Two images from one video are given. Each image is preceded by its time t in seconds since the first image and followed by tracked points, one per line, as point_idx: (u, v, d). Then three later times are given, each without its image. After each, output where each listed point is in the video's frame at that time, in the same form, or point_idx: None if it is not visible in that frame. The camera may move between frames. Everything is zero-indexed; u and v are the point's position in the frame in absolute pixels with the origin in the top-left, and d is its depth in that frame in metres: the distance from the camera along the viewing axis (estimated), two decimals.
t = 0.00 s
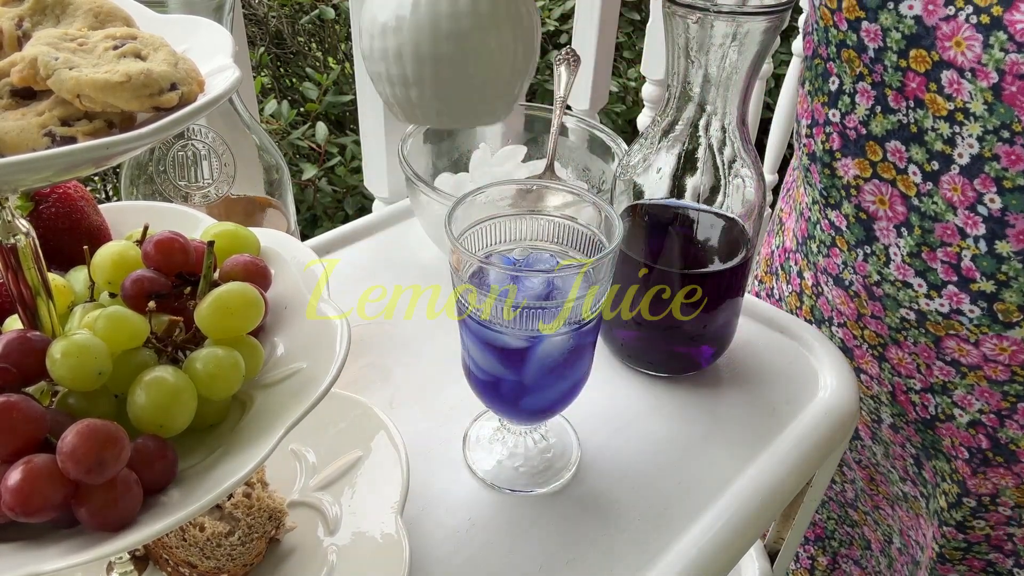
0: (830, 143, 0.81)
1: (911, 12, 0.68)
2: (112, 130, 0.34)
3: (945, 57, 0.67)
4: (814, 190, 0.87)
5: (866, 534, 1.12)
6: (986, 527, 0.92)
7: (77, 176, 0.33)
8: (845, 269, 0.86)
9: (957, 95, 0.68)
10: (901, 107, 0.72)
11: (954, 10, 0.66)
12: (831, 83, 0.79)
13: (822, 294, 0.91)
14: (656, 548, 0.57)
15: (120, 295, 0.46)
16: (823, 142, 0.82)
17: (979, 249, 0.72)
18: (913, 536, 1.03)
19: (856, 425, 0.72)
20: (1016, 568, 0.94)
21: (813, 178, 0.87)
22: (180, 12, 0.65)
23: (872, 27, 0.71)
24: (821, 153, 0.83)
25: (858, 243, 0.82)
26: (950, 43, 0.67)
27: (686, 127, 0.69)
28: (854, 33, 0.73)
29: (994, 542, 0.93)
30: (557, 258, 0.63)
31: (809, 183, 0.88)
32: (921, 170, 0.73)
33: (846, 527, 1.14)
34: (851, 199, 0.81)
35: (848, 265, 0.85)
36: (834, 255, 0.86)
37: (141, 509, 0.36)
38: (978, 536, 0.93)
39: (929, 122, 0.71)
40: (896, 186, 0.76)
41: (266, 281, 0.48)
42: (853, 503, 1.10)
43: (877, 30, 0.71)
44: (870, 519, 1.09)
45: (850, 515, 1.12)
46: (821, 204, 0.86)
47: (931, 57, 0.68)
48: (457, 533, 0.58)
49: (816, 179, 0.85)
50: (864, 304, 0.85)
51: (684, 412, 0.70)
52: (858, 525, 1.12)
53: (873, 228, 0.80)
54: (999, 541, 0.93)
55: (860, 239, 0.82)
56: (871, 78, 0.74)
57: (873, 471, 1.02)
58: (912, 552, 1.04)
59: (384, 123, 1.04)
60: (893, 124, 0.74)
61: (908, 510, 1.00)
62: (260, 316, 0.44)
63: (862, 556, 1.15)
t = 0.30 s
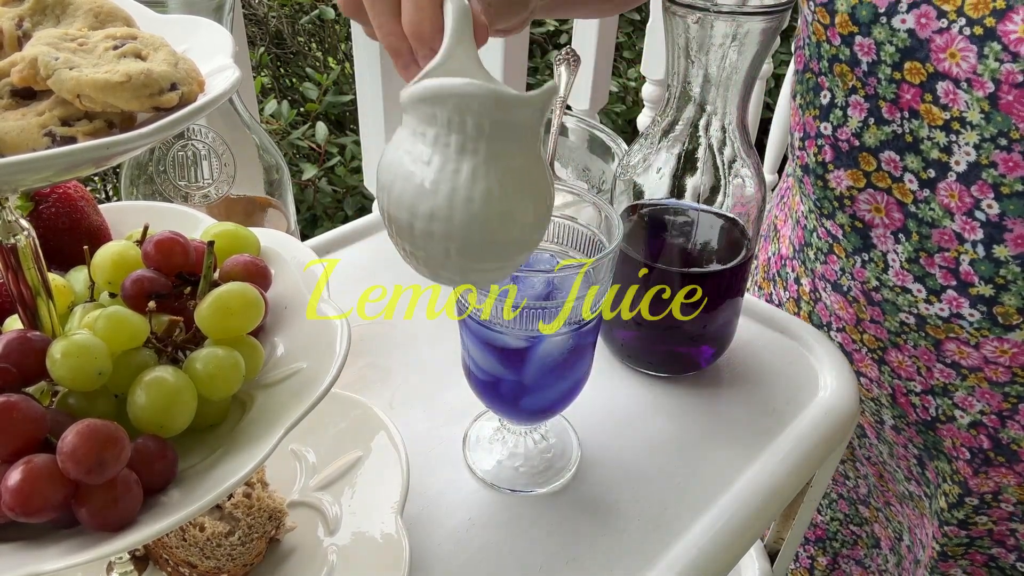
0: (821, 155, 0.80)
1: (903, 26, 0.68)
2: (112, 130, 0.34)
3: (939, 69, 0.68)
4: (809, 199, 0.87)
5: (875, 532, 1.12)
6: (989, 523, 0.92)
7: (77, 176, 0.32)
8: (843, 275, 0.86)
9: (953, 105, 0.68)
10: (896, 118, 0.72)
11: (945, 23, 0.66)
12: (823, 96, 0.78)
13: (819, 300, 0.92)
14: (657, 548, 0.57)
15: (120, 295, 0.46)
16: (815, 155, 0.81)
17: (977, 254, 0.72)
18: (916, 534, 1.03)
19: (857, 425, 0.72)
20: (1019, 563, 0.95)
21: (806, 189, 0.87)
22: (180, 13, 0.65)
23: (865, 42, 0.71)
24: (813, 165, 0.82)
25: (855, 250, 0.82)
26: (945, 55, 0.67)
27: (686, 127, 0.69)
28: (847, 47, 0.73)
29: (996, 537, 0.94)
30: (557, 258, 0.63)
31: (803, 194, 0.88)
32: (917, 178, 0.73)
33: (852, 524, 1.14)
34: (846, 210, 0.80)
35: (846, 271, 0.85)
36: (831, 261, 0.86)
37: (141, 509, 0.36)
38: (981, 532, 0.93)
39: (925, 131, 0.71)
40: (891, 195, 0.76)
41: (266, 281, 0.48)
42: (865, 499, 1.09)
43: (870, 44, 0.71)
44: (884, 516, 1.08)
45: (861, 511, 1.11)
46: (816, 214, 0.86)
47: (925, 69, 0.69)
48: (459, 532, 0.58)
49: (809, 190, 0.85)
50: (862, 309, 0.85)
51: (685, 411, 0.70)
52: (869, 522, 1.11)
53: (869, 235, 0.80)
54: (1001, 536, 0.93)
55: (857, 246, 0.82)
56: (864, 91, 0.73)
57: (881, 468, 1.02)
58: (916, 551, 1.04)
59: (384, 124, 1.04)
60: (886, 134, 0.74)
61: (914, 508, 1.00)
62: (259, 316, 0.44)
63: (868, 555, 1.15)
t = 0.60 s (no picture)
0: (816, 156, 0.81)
1: (894, 29, 0.69)
2: (112, 130, 0.34)
3: (930, 72, 0.68)
4: (805, 200, 0.87)
5: (874, 532, 1.12)
6: (983, 519, 0.92)
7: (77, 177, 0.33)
8: (837, 275, 0.86)
9: (943, 107, 0.68)
10: (886, 121, 0.72)
11: (936, 26, 0.66)
12: (818, 99, 0.79)
13: (816, 299, 0.91)
14: (656, 547, 0.57)
15: (120, 295, 0.46)
16: (810, 156, 0.82)
17: (968, 254, 0.72)
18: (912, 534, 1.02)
19: (857, 425, 0.72)
20: (1012, 559, 0.94)
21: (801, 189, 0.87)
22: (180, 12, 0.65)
23: (857, 45, 0.71)
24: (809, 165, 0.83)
25: (849, 251, 0.82)
26: (934, 58, 0.67)
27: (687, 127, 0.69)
28: (839, 51, 0.73)
29: (989, 534, 0.94)
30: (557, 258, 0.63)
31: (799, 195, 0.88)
32: (907, 181, 0.73)
33: (852, 524, 1.14)
34: (839, 210, 0.81)
35: (840, 271, 0.85)
36: (825, 261, 0.87)
37: (142, 509, 0.36)
38: (974, 528, 0.93)
39: (914, 134, 0.71)
40: (883, 197, 0.76)
41: (266, 281, 0.48)
42: (864, 499, 1.10)
43: (862, 47, 0.71)
44: (881, 516, 1.08)
45: (857, 511, 1.12)
46: (811, 215, 0.86)
47: (916, 72, 0.68)
48: (458, 532, 0.58)
49: (805, 190, 0.86)
50: (858, 308, 0.85)
51: (684, 411, 0.70)
52: (868, 522, 1.11)
53: (863, 236, 0.80)
54: (994, 532, 0.93)
55: (851, 247, 0.82)
56: (856, 93, 0.73)
57: (879, 468, 1.02)
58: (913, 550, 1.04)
59: (384, 124, 1.04)
60: (877, 137, 0.74)
61: (911, 507, 1.00)
62: (259, 317, 0.44)
63: (868, 554, 1.15)
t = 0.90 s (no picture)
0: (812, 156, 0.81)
1: (891, 28, 0.68)
2: (112, 130, 0.34)
3: (926, 70, 0.68)
4: (801, 200, 0.88)
5: (872, 533, 1.12)
6: (979, 519, 0.92)
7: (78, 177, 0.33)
8: (834, 274, 0.86)
9: (939, 106, 0.68)
10: (882, 120, 0.73)
11: (932, 25, 0.66)
12: (814, 99, 0.78)
13: (813, 299, 0.92)
14: (655, 547, 0.57)
15: (120, 295, 0.46)
16: (806, 156, 0.82)
17: (964, 253, 0.72)
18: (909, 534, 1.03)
19: (857, 425, 0.72)
20: (1008, 558, 0.94)
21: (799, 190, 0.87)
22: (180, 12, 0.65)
23: (853, 44, 0.71)
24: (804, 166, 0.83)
25: (846, 251, 0.82)
26: (931, 57, 0.67)
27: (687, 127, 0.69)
28: (835, 50, 0.73)
29: (986, 533, 0.93)
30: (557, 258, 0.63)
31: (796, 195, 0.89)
32: (903, 180, 0.73)
33: (850, 524, 1.14)
34: (834, 210, 0.81)
35: (836, 270, 0.85)
36: (822, 261, 0.87)
37: (141, 509, 0.36)
38: (970, 528, 0.93)
39: (911, 133, 0.71)
40: (879, 196, 0.76)
41: (266, 281, 0.48)
42: (861, 499, 1.10)
43: (858, 46, 0.71)
44: (877, 516, 1.08)
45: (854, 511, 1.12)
46: (807, 214, 0.87)
47: (912, 71, 0.69)
48: (458, 532, 0.58)
49: (801, 190, 0.86)
50: (854, 307, 0.85)
51: (684, 412, 0.70)
52: (865, 522, 1.11)
53: (859, 235, 0.80)
54: (991, 533, 0.93)
55: (847, 247, 0.82)
56: (852, 92, 0.74)
57: (877, 467, 1.02)
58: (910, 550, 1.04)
59: (385, 124, 1.04)
60: (873, 136, 0.74)
61: (909, 507, 1.00)
62: (259, 317, 0.44)
63: (866, 555, 1.15)
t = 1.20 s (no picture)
0: (812, 155, 0.81)
1: (890, 25, 0.68)
2: (112, 130, 0.33)
3: (924, 69, 0.68)
4: (800, 200, 0.88)
5: (866, 534, 1.12)
6: (976, 520, 0.92)
7: (78, 177, 0.32)
8: (832, 273, 0.86)
9: (937, 105, 0.68)
10: (880, 118, 0.72)
11: (932, 22, 0.66)
12: (813, 98, 0.78)
13: (811, 299, 0.92)
14: (655, 548, 0.57)
15: (120, 295, 0.46)
16: (805, 155, 0.82)
17: (962, 252, 0.72)
18: (904, 535, 1.03)
19: (857, 425, 0.72)
20: (1007, 562, 0.94)
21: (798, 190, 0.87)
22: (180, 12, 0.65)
23: (852, 42, 0.71)
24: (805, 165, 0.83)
25: (844, 249, 0.82)
26: (930, 54, 0.67)
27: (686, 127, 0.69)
28: (834, 48, 0.73)
29: (983, 535, 0.93)
30: (558, 258, 0.63)
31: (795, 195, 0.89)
32: (902, 179, 0.73)
33: (846, 524, 1.14)
34: (834, 209, 0.81)
35: (835, 269, 0.85)
36: (820, 259, 0.87)
37: (141, 509, 0.36)
38: (968, 529, 0.93)
39: (909, 132, 0.71)
40: (877, 195, 0.76)
41: (266, 281, 0.48)
42: (854, 499, 1.10)
43: (857, 44, 0.71)
44: (868, 518, 1.09)
45: (850, 511, 1.12)
46: (806, 213, 0.87)
47: (910, 70, 0.68)
48: (458, 533, 0.58)
49: (801, 189, 0.86)
50: (852, 307, 0.86)
51: (685, 412, 0.70)
52: (859, 523, 1.12)
53: (857, 234, 0.80)
54: (988, 535, 0.93)
55: (845, 245, 0.82)
56: (850, 91, 0.73)
57: (867, 470, 1.03)
58: (906, 552, 1.04)
59: (385, 124, 1.04)
60: (871, 135, 0.74)
61: (901, 509, 1.00)
62: (259, 316, 0.44)
63: (862, 556, 1.15)
